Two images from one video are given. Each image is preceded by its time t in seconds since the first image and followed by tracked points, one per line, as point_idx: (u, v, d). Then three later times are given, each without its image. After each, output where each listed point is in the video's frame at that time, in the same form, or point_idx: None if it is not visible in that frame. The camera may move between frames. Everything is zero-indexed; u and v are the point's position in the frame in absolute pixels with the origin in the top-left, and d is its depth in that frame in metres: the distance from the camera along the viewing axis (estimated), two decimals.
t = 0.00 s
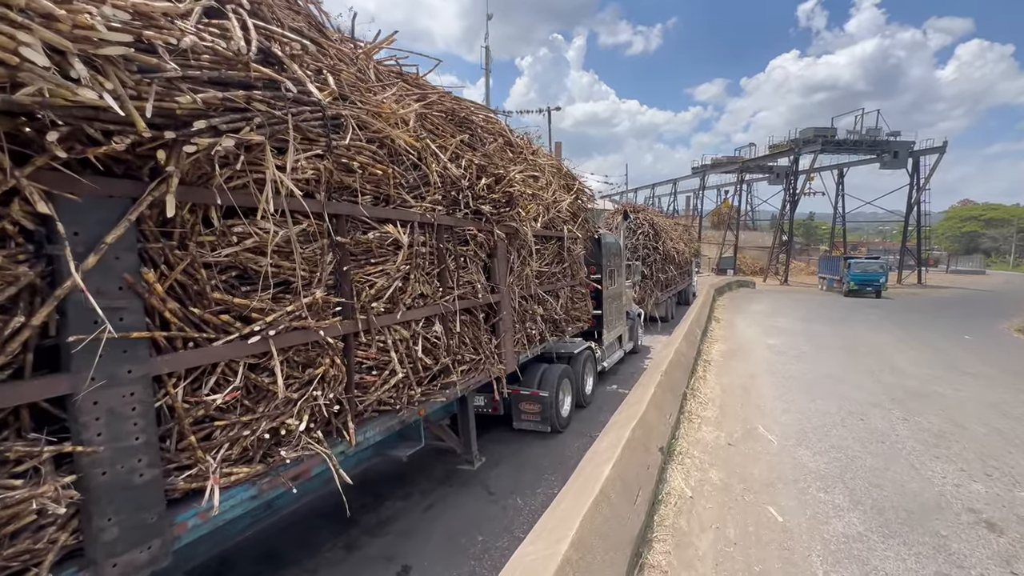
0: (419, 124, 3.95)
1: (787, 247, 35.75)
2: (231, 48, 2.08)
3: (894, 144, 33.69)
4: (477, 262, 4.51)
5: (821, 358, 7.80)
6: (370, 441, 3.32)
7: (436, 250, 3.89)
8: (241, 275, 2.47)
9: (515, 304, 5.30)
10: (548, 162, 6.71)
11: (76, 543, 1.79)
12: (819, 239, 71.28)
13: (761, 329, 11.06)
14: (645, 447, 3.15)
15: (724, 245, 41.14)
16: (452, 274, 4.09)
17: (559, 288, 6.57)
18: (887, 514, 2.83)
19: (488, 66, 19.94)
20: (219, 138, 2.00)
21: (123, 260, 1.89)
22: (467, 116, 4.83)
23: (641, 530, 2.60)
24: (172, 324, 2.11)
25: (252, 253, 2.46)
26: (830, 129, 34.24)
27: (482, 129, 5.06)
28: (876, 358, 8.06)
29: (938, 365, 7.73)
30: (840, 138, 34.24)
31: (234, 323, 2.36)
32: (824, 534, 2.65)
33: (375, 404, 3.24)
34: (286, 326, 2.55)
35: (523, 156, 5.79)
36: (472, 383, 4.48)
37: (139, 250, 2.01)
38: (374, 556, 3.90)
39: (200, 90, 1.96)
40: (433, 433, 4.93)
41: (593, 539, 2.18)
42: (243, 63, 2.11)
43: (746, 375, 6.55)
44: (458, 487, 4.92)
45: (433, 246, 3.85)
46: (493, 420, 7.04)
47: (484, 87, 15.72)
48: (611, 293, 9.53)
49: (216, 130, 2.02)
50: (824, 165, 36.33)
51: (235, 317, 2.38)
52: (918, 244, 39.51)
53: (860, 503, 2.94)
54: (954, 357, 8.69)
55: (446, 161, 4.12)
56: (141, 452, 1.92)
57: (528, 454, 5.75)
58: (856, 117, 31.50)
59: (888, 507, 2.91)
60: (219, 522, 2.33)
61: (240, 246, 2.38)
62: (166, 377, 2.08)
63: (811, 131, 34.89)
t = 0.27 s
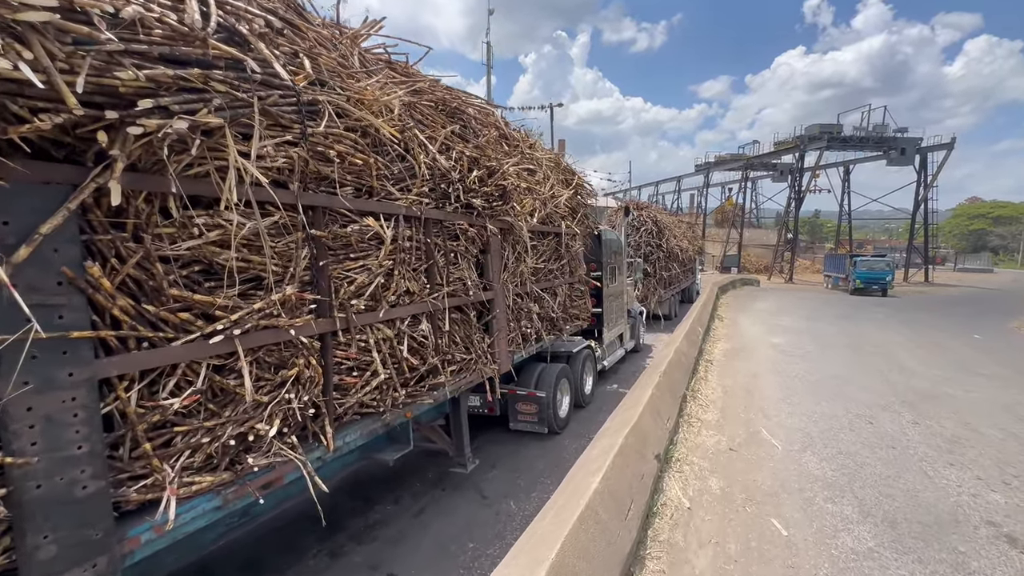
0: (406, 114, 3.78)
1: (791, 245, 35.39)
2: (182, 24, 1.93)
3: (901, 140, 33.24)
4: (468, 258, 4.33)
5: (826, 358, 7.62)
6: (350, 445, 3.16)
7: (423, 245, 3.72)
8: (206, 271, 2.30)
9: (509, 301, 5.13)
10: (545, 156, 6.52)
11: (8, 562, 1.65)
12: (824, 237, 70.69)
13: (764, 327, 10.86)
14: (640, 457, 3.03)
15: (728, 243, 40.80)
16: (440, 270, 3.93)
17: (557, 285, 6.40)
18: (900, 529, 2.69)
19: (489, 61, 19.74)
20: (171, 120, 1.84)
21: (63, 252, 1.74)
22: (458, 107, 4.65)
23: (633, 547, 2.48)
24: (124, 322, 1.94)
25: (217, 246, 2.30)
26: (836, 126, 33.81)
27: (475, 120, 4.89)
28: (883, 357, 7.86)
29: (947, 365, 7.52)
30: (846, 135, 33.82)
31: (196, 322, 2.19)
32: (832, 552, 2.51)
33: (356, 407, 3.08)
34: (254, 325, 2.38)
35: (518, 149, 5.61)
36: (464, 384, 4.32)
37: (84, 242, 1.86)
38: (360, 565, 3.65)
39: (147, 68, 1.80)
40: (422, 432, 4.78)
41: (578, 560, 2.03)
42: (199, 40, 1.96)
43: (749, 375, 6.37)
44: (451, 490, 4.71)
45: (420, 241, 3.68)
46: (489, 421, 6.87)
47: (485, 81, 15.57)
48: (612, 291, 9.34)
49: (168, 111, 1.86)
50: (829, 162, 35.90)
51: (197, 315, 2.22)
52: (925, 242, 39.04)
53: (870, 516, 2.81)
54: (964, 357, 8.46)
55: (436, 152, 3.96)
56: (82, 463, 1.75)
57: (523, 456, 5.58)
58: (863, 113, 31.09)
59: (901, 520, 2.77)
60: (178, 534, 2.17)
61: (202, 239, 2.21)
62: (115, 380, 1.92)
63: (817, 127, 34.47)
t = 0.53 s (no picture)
0: (392, 102, 3.58)
1: (795, 243, 35.06)
2: None
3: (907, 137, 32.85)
4: (460, 255, 4.14)
5: (834, 358, 7.41)
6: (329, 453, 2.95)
7: (410, 241, 3.52)
8: (164, 267, 2.11)
9: (504, 299, 4.93)
10: (542, 150, 6.32)
11: None
12: (828, 235, 70.23)
13: (769, 326, 10.63)
14: (639, 470, 2.90)
15: (731, 241, 40.49)
16: (428, 267, 3.73)
17: (555, 283, 6.19)
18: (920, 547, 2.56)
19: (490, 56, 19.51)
20: (110, 96, 1.66)
21: None
22: (450, 96, 4.45)
23: (630, 571, 2.35)
24: (62, 323, 1.76)
25: (176, 240, 2.11)
26: (841, 122, 33.43)
27: (468, 111, 4.69)
28: (892, 358, 7.64)
29: (958, 366, 7.29)
30: (851, 131, 33.43)
31: (150, 323, 1.99)
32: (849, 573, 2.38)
33: (334, 413, 2.89)
34: (216, 325, 2.18)
35: (514, 142, 5.41)
36: (455, 386, 4.13)
37: (16, 234, 1.69)
38: None
39: (83, 38, 1.62)
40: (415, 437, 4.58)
41: None
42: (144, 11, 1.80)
43: (754, 377, 6.17)
44: (444, 496, 4.48)
45: (407, 235, 3.48)
46: (485, 423, 6.67)
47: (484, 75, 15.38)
48: (613, 289, 9.13)
49: (109, 88, 1.68)
50: (834, 159, 35.52)
51: (152, 315, 2.03)
52: (930, 240, 38.60)
53: (889, 534, 2.68)
54: (976, 358, 8.19)
55: (424, 143, 3.76)
56: (8, 479, 1.57)
57: (520, 459, 5.37)
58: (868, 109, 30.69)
59: (922, 538, 2.65)
60: (130, 555, 1.98)
61: (156, 233, 2.02)
62: (52, 387, 1.74)
63: (821, 124, 34.10)
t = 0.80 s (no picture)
0: (378, 94, 3.39)
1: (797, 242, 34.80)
2: None
3: (910, 135, 32.58)
4: (451, 255, 3.95)
5: (839, 362, 7.25)
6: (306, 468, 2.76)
7: (397, 241, 3.34)
8: (119, 272, 1.92)
9: (499, 301, 4.75)
10: (539, 147, 6.13)
11: None
12: (830, 234, 69.95)
13: (772, 327, 10.46)
14: (637, 493, 2.83)
15: (733, 240, 40.25)
16: (417, 268, 3.55)
17: (552, 283, 6.01)
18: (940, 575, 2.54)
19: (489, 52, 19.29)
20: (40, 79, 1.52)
21: None
22: (442, 90, 4.26)
23: None
24: None
25: (131, 242, 1.92)
26: (844, 120, 33.16)
27: (461, 105, 4.49)
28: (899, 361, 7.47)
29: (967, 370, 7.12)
30: (853, 129, 33.14)
31: (99, 334, 1.80)
32: None
33: (312, 426, 2.70)
34: (175, 334, 1.98)
35: (509, 138, 5.22)
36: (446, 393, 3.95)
37: None
38: None
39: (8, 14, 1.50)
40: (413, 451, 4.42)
41: None
42: None
43: (758, 382, 6.01)
44: (436, 506, 4.29)
45: (393, 234, 3.29)
46: (481, 427, 6.49)
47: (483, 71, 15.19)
48: (612, 289, 8.94)
49: (40, 69, 1.56)
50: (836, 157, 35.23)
51: (102, 324, 1.84)
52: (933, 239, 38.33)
53: (909, 561, 2.64)
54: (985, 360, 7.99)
55: (412, 138, 3.57)
56: None
57: (515, 467, 5.19)
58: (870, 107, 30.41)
59: (942, 564, 2.62)
60: None
61: (106, 234, 1.83)
62: None
63: (823, 122, 33.82)
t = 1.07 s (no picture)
0: (359, 81, 3.23)
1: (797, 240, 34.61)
2: None
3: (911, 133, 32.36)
4: (437, 252, 3.79)
5: (842, 362, 7.07)
6: (276, 478, 2.59)
7: (378, 237, 3.17)
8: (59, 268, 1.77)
9: (490, 300, 4.59)
10: (533, 141, 5.95)
11: None
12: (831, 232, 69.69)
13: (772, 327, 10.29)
14: (626, 513, 2.70)
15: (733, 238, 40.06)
16: (401, 264, 3.38)
17: (546, 281, 5.84)
18: None
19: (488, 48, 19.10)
20: None
21: None
22: (429, 79, 4.09)
23: None
24: None
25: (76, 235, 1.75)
26: (844, 118, 32.97)
27: (450, 95, 4.33)
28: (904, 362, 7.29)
29: (975, 371, 6.94)
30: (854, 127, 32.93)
31: (33, 335, 1.65)
32: None
33: (283, 433, 2.54)
34: (122, 335, 1.82)
35: (500, 131, 5.05)
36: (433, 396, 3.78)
37: None
38: None
39: None
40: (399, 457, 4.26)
41: None
42: None
43: (757, 384, 5.86)
44: (421, 514, 4.13)
45: (373, 229, 3.13)
46: (473, 429, 6.33)
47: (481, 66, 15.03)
48: (610, 287, 8.78)
49: None
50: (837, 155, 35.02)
51: (37, 325, 1.69)
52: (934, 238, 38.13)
53: None
54: (990, 360, 7.81)
55: (395, 128, 3.42)
56: None
57: (505, 472, 5.02)
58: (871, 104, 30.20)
59: None
60: None
61: (42, 225, 1.66)
62: None
63: (823, 119, 33.62)
